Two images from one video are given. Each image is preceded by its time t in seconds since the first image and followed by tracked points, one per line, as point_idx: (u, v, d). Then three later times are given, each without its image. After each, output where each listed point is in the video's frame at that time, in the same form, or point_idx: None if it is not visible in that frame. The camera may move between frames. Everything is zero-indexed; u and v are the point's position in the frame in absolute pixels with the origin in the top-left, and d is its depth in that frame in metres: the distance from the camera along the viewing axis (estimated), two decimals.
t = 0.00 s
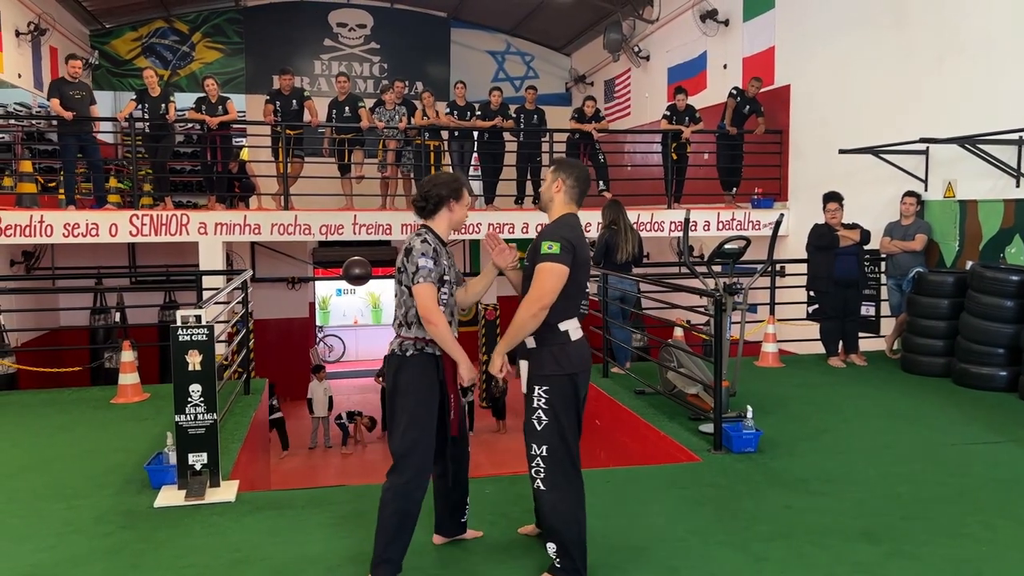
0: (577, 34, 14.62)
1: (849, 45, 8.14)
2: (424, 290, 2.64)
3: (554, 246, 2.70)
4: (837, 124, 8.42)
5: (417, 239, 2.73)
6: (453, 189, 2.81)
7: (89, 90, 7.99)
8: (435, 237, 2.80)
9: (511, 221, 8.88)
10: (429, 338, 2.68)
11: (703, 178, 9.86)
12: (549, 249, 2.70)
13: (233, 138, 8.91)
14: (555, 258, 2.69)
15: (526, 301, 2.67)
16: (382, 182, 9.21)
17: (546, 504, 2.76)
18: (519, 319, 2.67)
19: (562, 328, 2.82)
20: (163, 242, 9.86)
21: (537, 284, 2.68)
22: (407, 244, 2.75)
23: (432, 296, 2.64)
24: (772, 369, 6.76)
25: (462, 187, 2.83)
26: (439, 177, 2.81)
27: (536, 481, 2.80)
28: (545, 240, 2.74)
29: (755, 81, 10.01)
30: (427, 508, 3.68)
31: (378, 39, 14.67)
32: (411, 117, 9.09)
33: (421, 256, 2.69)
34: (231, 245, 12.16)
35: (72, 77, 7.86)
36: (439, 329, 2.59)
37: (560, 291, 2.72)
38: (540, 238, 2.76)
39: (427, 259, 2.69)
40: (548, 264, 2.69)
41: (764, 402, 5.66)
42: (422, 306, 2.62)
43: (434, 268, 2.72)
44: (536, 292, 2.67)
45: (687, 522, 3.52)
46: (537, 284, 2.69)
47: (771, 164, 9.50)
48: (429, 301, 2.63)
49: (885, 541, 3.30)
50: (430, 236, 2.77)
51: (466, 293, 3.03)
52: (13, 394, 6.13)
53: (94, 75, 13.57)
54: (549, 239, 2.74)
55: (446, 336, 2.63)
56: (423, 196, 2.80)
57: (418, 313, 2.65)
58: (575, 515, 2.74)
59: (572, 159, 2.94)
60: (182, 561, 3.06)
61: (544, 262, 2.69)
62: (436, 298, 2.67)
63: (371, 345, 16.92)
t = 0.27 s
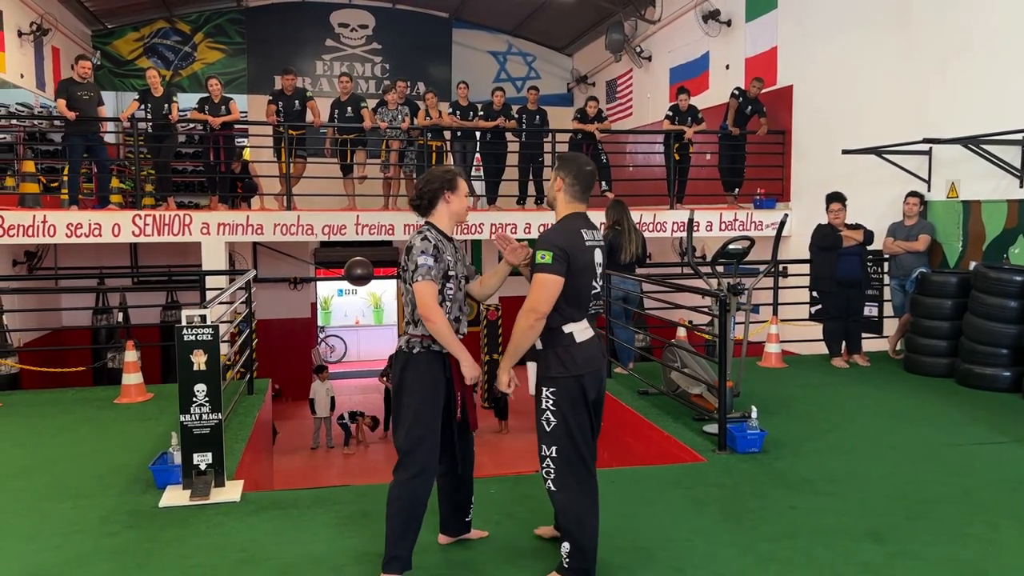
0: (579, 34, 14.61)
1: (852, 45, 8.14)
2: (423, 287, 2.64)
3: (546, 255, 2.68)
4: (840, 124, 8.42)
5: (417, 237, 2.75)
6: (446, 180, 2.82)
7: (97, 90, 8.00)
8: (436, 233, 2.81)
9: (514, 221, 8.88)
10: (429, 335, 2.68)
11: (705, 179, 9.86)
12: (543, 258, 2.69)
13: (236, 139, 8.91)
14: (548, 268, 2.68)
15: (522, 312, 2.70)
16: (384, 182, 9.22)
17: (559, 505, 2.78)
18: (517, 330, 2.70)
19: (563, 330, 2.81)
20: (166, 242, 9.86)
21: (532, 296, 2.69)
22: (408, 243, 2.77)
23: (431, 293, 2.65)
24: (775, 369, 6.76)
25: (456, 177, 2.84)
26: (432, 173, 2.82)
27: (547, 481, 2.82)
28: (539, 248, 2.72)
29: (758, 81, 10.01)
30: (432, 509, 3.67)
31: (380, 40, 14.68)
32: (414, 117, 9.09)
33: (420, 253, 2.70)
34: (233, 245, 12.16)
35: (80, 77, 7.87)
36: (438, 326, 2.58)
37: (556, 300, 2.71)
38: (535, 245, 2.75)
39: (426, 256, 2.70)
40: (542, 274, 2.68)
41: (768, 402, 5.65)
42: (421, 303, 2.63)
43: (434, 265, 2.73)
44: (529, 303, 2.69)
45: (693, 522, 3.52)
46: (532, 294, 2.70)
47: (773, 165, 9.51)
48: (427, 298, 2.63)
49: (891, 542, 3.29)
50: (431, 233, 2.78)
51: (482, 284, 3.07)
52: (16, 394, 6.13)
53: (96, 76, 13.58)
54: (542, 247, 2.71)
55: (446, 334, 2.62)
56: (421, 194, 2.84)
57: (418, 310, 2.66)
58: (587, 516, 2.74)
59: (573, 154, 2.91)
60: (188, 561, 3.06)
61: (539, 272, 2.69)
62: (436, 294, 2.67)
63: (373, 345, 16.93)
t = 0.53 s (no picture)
0: (582, 35, 14.59)
1: (855, 45, 8.14)
2: (419, 294, 2.63)
3: (553, 258, 2.68)
4: (844, 124, 8.41)
5: (412, 242, 2.73)
6: (436, 180, 2.80)
7: (108, 91, 8.01)
8: (431, 236, 2.79)
9: (517, 221, 8.88)
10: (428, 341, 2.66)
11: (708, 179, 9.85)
12: (550, 261, 2.69)
13: (238, 139, 8.91)
14: (554, 271, 2.68)
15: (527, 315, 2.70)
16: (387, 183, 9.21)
17: (561, 503, 2.77)
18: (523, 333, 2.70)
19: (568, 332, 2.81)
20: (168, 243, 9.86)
21: (538, 298, 2.68)
22: (403, 248, 2.75)
23: (428, 299, 2.64)
24: (778, 370, 6.76)
25: (447, 176, 2.81)
26: (422, 175, 2.81)
27: (549, 479, 2.82)
28: (546, 250, 2.72)
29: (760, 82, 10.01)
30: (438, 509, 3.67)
31: (382, 40, 14.68)
32: (417, 117, 9.09)
33: (416, 259, 2.68)
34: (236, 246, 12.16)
35: (91, 79, 7.88)
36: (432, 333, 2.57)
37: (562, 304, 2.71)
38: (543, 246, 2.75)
39: (422, 261, 2.68)
40: (548, 277, 2.68)
41: (772, 403, 5.65)
42: (417, 310, 2.62)
43: (431, 270, 2.71)
44: (535, 305, 2.68)
45: (698, 523, 3.51)
46: (538, 296, 2.69)
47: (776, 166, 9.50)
48: (424, 305, 2.62)
49: (898, 542, 3.28)
50: (427, 237, 2.77)
51: (485, 279, 3.15)
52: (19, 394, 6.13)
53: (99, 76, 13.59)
54: (549, 249, 2.71)
55: (442, 340, 2.60)
56: (412, 197, 2.82)
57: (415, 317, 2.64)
58: (589, 514, 2.74)
59: (590, 156, 2.90)
60: (194, 561, 3.05)
61: (544, 274, 2.69)
62: (432, 300, 2.65)
63: (375, 346, 16.93)
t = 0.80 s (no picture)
0: (583, 35, 14.56)
1: (859, 46, 8.13)
2: (411, 311, 2.53)
3: (558, 259, 2.66)
4: (847, 125, 8.40)
5: (399, 256, 2.63)
6: (421, 186, 2.73)
7: (116, 91, 8.00)
8: (417, 248, 2.71)
9: (519, 222, 8.86)
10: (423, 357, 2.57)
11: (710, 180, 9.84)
12: (555, 262, 2.67)
13: (240, 140, 8.90)
14: (559, 272, 2.65)
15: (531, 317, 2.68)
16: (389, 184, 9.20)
17: (567, 505, 2.75)
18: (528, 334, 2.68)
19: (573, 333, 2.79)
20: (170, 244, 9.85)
21: (543, 299, 2.66)
22: (390, 263, 2.66)
23: (420, 315, 2.54)
24: (782, 372, 6.74)
25: (432, 182, 2.75)
26: (408, 181, 2.72)
27: (555, 481, 2.80)
28: (552, 251, 2.70)
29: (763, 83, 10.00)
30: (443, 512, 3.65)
31: (383, 41, 14.68)
32: (419, 118, 9.08)
33: (404, 275, 2.59)
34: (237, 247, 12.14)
35: (100, 79, 7.88)
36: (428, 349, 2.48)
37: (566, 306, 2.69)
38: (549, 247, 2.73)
39: (410, 277, 2.58)
40: (553, 279, 2.66)
41: (777, 405, 5.63)
42: (411, 327, 2.52)
43: (420, 284, 2.62)
44: (540, 306, 2.66)
45: (706, 526, 3.49)
46: (543, 297, 2.67)
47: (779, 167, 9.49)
48: (417, 322, 2.52)
49: (907, 545, 3.26)
50: (413, 250, 2.68)
51: (481, 273, 3.14)
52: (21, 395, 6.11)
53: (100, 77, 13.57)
54: (555, 251, 2.69)
55: (439, 355, 2.51)
56: (398, 205, 2.74)
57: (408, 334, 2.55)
58: (594, 516, 2.72)
59: (598, 158, 2.87)
60: (198, 564, 3.03)
61: (549, 276, 2.66)
62: (425, 316, 2.56)
63: (377, 347, 16.92)
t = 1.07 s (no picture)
0: (585, 36, 14.52)
1: (863, 47, 8.10)
2: (398, 313, 2.45)
3: (563, 262, 2.62)
4: (851, 127, 8.38)
5: (388, 254, 2.55)
6: (420, 179, 2.66)
7: (122, 92, 7.98)
8: (406, 247, 2.63)
9: (522, 223, 8.82)
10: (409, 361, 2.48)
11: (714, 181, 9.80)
12: (560, 265, 2.63)
13: (241, 141, 8.86)
14: (564, 274, 2.61)
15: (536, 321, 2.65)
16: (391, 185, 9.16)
17: (578, 511, 2.71)
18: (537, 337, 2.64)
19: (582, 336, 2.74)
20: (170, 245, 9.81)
21: (549, 302, 2.62)
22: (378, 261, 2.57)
23: (407, 318, 2.45)
24: (787, 374, 6.69)
25: (430, 174, 2.69)
26: (404, 171, 2.66)
27: (565, 487, 2.76)
28: (557, 254, 2.66)
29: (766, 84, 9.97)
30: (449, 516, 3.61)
31: (384, 42, 14.65)
32: (421, 119, 9.04)
33: (393, 274, 2.50)
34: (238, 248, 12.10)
35: (105, 79, 7.86)
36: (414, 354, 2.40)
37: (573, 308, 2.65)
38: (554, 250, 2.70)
39: (399, 277, 2.50)
40: (558, 282, 2.62)
41: (783, 408, 5.59)
42: (397, 329, 2.43)
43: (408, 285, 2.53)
44: (546, 309, 2.62)
45: (715, 531, 3.44)
46: (549, 300, 2.63)
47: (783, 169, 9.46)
48: (404, 324, 2.43)
49: (920, 551, 3.22)
50: (403, 248, 2.59)
51: (483, 264, 3.11)
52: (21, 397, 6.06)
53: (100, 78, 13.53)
54: (560, 253, 2.65)
55: (425, 359, 2.42)
56: (391, 199, 2.67)
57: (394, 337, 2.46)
58: (605, 523, 2.67)
59: (603, 158, 2.83)
60: (201, 570, 2.99)
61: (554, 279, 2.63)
62: (412, 317, 2.47)
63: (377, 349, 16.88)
